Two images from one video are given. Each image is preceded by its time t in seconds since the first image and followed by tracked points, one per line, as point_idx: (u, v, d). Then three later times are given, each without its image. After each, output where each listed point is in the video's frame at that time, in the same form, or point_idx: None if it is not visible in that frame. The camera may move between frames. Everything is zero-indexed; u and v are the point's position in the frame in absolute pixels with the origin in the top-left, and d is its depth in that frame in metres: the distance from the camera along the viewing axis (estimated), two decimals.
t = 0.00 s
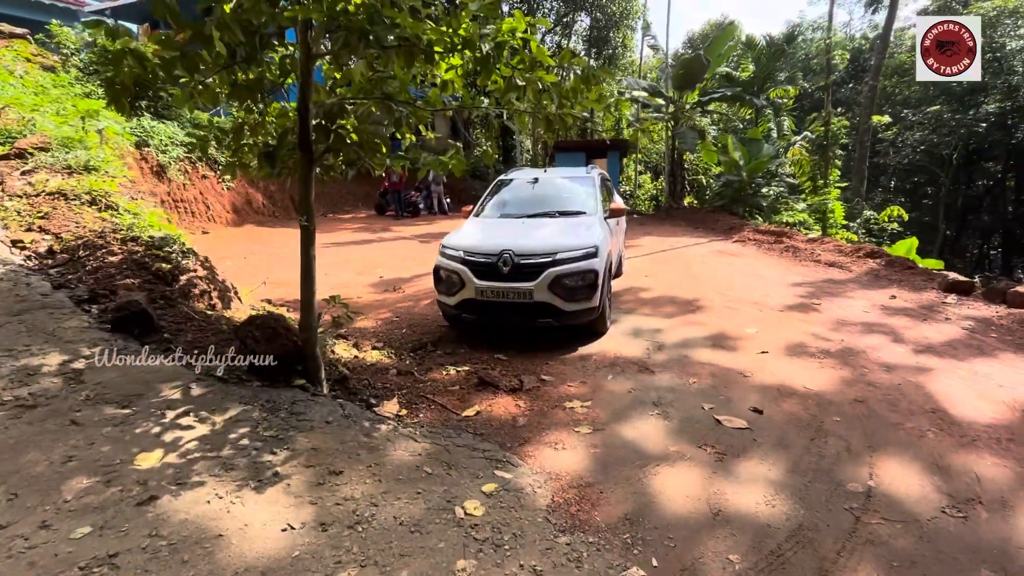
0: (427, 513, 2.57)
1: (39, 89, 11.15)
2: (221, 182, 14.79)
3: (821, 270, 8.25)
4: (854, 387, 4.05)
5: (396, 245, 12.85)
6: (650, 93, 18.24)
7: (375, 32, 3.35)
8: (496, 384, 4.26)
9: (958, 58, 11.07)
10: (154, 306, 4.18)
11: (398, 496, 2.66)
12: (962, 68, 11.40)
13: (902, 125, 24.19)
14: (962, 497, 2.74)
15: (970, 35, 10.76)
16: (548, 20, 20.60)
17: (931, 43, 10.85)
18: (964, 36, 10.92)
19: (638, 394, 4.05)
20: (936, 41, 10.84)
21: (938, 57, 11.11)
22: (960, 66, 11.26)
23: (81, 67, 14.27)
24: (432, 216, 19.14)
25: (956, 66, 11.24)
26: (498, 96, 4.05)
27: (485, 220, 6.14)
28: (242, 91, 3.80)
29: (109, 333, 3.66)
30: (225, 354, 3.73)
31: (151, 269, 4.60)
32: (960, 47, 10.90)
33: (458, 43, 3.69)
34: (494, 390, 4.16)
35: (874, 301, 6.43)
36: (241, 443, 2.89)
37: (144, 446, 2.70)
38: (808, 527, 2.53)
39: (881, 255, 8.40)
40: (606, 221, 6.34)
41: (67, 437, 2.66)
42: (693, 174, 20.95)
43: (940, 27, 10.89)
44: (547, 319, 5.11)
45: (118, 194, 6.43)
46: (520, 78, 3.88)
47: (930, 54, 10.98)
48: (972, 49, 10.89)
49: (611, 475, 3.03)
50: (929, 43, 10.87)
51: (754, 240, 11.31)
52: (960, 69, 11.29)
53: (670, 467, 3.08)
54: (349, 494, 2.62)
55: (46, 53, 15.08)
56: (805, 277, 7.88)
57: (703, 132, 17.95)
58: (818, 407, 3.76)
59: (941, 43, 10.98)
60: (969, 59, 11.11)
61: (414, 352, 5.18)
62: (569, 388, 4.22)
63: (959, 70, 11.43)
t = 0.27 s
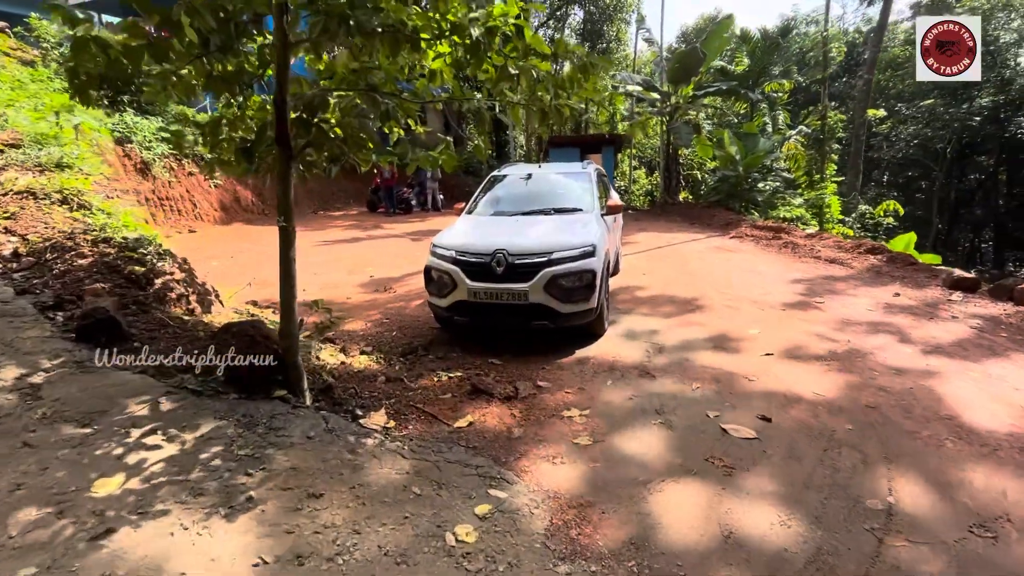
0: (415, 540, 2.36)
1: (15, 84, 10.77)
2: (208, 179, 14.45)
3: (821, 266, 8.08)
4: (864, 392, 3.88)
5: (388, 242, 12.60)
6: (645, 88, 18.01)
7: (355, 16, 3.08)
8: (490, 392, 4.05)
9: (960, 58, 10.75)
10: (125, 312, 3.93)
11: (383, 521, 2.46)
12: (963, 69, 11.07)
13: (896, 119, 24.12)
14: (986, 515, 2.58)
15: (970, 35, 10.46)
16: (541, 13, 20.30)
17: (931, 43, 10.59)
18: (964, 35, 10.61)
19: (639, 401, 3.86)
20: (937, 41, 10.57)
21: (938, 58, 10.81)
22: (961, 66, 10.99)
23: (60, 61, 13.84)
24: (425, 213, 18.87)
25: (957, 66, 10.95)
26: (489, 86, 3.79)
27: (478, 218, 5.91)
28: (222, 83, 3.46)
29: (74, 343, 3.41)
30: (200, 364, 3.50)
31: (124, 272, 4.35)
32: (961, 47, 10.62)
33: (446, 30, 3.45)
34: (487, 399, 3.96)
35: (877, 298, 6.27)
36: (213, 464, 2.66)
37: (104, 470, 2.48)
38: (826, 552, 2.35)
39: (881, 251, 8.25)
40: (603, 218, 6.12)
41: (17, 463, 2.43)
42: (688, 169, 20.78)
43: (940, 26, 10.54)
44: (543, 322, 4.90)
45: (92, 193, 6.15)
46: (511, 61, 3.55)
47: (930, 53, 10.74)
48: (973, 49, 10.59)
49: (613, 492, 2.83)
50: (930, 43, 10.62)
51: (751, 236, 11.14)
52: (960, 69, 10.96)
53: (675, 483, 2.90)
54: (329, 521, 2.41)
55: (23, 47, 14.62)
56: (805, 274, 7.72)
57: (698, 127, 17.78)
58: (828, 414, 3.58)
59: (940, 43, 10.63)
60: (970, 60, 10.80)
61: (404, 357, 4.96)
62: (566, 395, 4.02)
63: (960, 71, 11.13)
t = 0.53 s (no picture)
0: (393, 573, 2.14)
1: None
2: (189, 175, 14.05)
3: (816, 262, 7.93)
4: (869, 395, 3.70)
5: (375, 240, 12.32)
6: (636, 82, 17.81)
7: None
8: (477, 398, 3.83)
9: (958, 58, 11.25)
10: (82, 318, 3.65)
11: (357, 551, 2.22)
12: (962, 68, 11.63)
13: (886, 113, 24.17)
14: (1009, 533, 2.40)
15: (969, 38, 10.89)
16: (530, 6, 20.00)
17: (934, 47, 11.26)
18: (963, 36, 10.96)
19: (634, 408, 3.65)
20: (939, 45, 11.16)
21: (939, 58, 11.29)
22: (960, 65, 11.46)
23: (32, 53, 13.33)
24: (414, 209, 18.57)
25: (955, 67, 11.45)
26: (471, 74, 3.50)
27: (464, 215, 5.66)
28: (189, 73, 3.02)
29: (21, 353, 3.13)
30: (163, 375, 3.23)
31: (83, 274, 4.05)
32: (959, 48, 11.11)
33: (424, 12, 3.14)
34: (474, 406, 3.74)
35: (875, 294, 6.11)
36: (168, 488, 2.40)
37: (41, 498, 2.21)
38: None
39: (876, 246, 8.13)
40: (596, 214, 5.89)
41: None
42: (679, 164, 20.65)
43: (940, 27, 10.91)
44: (533, 323, 4.67)
45: (55, 190, 5.82)
46: (494, 42, 3.27)
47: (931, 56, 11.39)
48: (971, 51, 11.07)
49: (609, 511, 2.62)
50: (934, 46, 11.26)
51: (745, 231, 10.99)
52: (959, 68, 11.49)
53: (676, 499, 2.68)
54: (297, 552, 2.17)
55: None
56: (800, 269, 7.57)
57: (690, 122, 17.63)
58: (835, 420, 3.38)
59: (939, 43, 11.00)
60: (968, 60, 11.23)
61: (388, 361, 4.72)
62: (559, 401, 3.80)
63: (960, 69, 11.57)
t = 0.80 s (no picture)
0: None
1: None
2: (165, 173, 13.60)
3: (807, 259, 7.78)
4: (869, 402, 3.52)
5: (358, 239, 12.00)
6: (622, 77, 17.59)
7: None
8: (456, 411, 3.58)
9: (960, 61, 10.37)
10: (23, 331, 3.34)
11: None
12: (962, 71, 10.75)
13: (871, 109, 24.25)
14: None
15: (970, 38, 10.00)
16: None
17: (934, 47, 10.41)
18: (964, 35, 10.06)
19: (624, 420, 3.44)
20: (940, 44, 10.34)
21: (937, 57, 10.44)
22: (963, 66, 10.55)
23: None
24: (400, 207, 18.22)
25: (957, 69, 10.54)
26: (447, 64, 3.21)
27: (445, 214, 5.40)
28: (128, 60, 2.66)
29: None
30: (110, 394, 2.95)
31: (28, 282, 3.73)
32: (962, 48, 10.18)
33: None
34: (453, 420, 3.50)
35: (868, 293, 5.96)
36: (101, 529, 2.13)
37: None
38: None
39: (867, 242, 8.00)
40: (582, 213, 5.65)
41: None
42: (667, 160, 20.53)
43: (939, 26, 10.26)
44: (517, 328, 4.43)
45: (7, 191, 5.47)
46: (467, 26, 2.98)
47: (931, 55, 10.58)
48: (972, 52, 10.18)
49: (598, 541, 2.40)
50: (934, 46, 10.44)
51: (734, 228, 10.85)
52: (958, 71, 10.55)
53: (671, 525, 2.47)
54: None
55: None
56: (791, 267, 7.41)
57: (677, 117, 17.50)
58: (836, 431, 3.20)
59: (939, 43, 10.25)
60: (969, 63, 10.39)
61: (364, 370, 4.46)
62: (544, 414, 3.57)
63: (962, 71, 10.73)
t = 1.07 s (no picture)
0: None
1: None
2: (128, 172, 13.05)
3: (786, 257, 7.74)
4: (855, 408, 3.41)
5: (333, 238, 11.67)
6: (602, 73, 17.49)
7: None
8: (426, 425, 3.37)
9: (961, 57, 10.01)
10: None
11: None
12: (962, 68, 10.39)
13: (845, 106, 24.61)
14: None
15: (971, 36, 9.67)
16: None
17: (932, 44, 10.02)
18: (965, 35, 9.70)
19: (603, 432, 3.28)
20: (938, 42, 9.96)
21: (938, 58, 10.09)
22: (962, 65, 10.25)
23: None
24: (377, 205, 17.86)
25: (956, 66, 10.23)
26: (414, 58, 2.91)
27: (418, 214, 5.17)
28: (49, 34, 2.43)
29: None
30: (40, 418, 2.72)
31: None
32: (961, 46, 9.86)
33: None
34: (424, 435, 3.29)
35: (848, 291, 5.91)
36: None
37: None
38: None
39: (845, 240, 8.00)
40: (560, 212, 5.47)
41: None
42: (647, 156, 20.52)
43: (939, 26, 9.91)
44: (493, 334, 4.24)
45: None
46: (428, 12, 2.73)
47: (929, 54, 10.14)
48: (973, 50, 9.83)
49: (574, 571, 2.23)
50: (931, 44, 10.06)
51: (714, 225, 10.81)
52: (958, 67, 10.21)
53: (651, 552, 2.32)
54: None
55: None
56: (772, 265, 7.36)
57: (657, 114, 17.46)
58: (822, 440, 3.08)
59: (939, 43, 9.96)
60: (971, 59, 10.03)
61: (332, 381, 4.23)
62: (520, 427, 3.39)
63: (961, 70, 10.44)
